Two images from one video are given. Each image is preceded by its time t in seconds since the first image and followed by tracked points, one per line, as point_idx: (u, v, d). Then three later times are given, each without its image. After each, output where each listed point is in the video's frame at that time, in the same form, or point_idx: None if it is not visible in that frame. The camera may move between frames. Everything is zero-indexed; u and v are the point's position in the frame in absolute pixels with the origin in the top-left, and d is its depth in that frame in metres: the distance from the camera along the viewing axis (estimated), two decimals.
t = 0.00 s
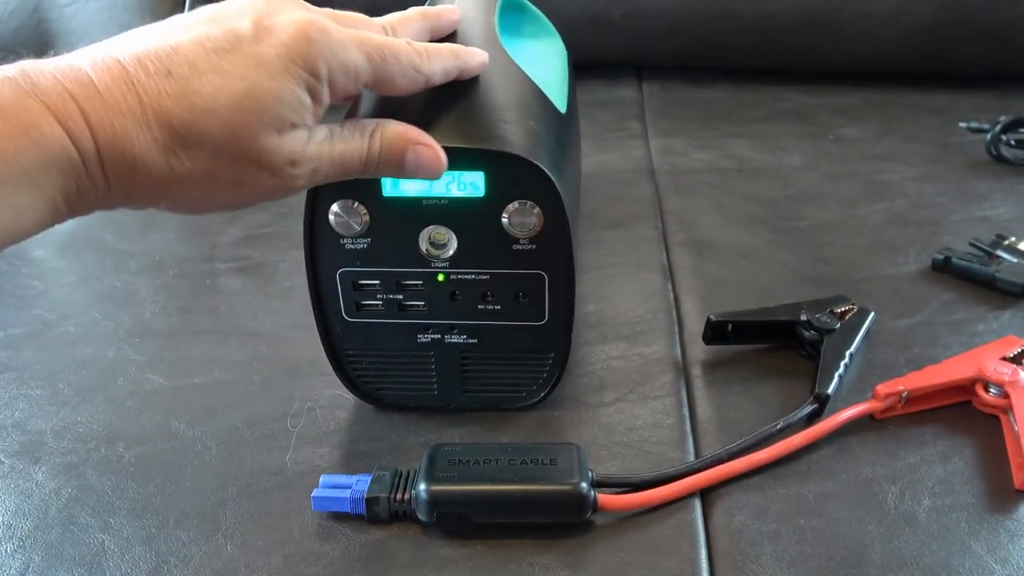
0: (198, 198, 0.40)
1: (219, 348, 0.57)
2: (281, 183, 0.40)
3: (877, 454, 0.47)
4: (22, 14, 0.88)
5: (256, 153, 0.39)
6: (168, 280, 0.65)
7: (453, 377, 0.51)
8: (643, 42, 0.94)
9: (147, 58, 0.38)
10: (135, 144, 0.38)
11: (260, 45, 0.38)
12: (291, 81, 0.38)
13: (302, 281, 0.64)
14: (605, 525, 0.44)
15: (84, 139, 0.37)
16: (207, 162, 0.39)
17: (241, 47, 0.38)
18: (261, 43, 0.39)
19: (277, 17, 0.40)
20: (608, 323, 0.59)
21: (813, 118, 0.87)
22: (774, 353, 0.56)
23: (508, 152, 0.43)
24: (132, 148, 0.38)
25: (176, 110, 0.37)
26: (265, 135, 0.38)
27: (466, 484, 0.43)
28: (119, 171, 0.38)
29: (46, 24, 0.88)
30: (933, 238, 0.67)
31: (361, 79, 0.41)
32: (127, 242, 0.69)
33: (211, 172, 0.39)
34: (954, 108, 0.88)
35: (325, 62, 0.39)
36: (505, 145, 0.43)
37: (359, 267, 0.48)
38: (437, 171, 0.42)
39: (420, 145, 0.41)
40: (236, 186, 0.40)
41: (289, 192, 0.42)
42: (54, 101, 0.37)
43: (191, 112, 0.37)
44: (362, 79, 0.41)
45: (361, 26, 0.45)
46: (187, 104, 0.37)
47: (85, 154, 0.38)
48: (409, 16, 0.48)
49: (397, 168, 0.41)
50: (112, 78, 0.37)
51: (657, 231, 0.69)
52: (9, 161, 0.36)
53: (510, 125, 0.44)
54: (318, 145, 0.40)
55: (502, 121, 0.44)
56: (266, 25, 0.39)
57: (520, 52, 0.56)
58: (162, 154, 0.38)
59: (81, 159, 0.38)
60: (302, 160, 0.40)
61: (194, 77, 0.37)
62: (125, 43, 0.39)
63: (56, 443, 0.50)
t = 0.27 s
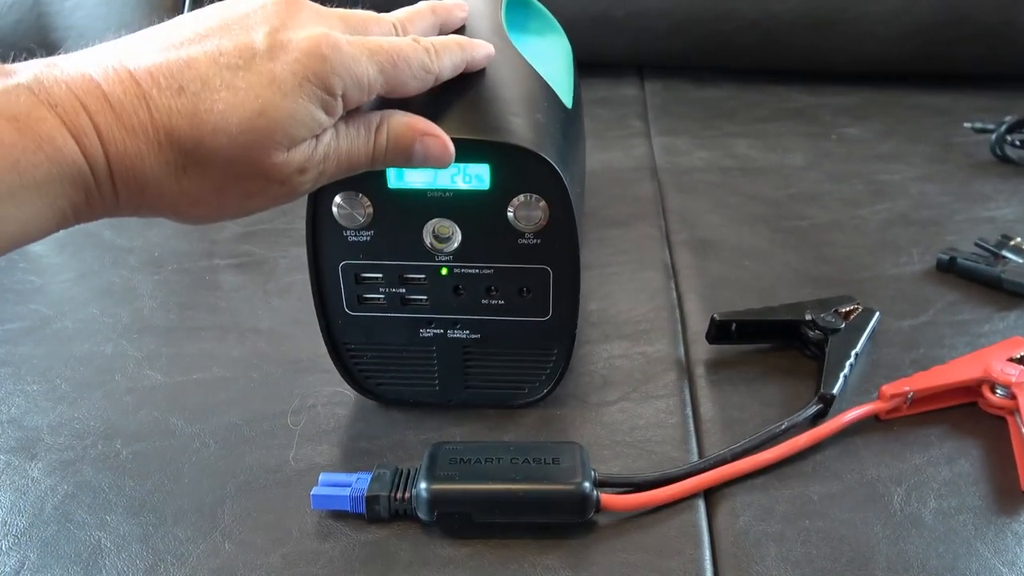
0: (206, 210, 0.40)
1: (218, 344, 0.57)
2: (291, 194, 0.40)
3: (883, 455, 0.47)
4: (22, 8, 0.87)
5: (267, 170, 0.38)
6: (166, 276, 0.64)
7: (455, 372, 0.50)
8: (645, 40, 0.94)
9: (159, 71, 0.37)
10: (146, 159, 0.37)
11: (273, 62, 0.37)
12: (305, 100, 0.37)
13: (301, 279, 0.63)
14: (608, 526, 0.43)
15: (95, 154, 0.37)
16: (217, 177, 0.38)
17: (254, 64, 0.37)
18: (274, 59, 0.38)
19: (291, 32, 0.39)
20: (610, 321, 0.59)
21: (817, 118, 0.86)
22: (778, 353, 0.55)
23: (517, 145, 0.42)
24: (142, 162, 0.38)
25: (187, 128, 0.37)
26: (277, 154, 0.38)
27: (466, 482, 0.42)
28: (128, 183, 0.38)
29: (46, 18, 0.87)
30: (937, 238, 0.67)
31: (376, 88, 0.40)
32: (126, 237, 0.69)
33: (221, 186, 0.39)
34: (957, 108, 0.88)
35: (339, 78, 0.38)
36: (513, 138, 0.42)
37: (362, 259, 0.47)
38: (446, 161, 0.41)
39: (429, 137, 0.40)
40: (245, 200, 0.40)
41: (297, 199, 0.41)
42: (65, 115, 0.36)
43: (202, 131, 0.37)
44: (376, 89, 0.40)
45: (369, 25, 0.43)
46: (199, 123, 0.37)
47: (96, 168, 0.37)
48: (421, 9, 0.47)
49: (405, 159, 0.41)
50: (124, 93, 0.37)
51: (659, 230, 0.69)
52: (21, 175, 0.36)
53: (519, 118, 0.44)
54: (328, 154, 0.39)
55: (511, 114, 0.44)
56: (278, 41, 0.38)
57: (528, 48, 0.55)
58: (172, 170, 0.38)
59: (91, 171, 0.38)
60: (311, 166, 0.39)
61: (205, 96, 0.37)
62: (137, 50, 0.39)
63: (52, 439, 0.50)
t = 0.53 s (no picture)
0: (209, 198, 0.40)
1: (212, 344, 0.57)
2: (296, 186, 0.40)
3: (876, 456, 0.47)
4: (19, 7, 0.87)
5: (276, 162, 0.38)
6: (161, 275, 0.64)
7: (454, 368, 0.51)
8: (643, 40, 0.94)
9: (171, 57, 0.37)
10: (154, 145, 0.37)
11: (288, 55, 0.37)
12: (318, 95, 0.37)
13: (297, 278, 0.63)
14: (601, 527, 0.43)
15: (104, 137, 0.36)
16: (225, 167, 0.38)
17: (269, 57, 0.37)
18: (290, 53, 0.37)
19: (307, 25, 0.38)
20: (605, 322, 0.59)
21: (814, 118, 0.86)
22: (773, 354, 0.55)
23: (519, 140, 0.42)
24: (150, 148, 0.37)
25: (198, 116, 0.36)
26: (288, 146, 0.38)
27: (458, 483, 0.42)
28: (134, 168, 0.38)
29: (42, 17, 0.87)
30: (933, 239, 0.67)
31: (387, 84, 0.40)
32: (121, 237, 0.69)
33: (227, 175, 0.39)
34: (955, 109, 0.88)
35: (354, 74, 0.38)
36: (515, 132, 0.43)
37: (363, 253, 0.47)
38: (452, 155, 0.41)
39: (435, 133, 0.40)
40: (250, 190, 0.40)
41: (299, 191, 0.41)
42: (74, 96, 0.35)
43: (214, 120, 0.36)
44: (388, 86, 0.40)
45: (381, 17, 0.43)
46: (211, 112, 0.36)
47: (103, 151, 0.37)
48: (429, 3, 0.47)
49: (410, 155, 0.41)
50: (136, 76, 0.36)
51: (655, 230, 0.69)
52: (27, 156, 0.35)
53: (522, 114, 0.44)
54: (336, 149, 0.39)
55: (513, 110, 0.44)
56: (290, 37, 0.38)
57: (529, 46, 0.55)
58: (180, 157, 0.37)
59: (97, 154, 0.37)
60: (317, 159, 0.39)
61: (219, 85, 0.36)
62: (146, 33, 0.38)
63: (46, 439, 0.50)
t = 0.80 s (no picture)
0: (217, 192, 0.40)
1: (210, 342, 0.57)
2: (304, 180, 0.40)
3: (873, 452, 0.47)
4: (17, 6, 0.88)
5: (284, 155, 0.38)
6: (160, 273, 0.64)
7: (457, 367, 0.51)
8: (641, 39, 0.94)
9: (178, 53, 0.37)
10: (163, 139, 0.37)
11: (295, 48, 0.37)
12: (326, 88, 0.37)
13: (296, 276, 0.63)
14: (598, 523, 0.44)
15: (113, 133, 0.36)
16: (233, 160, 0.38)
17: (276, 50, 0.37)
18: (296, 46, 0.37)
19: (313, 19, 0.38)
20: (603, 320, 0.59)
21: (813, 117, 0.87)
22: (770, 351, 0.55)
23: (524, 141, 0.42)
24: (158, 142, 0.37)
25: (207, 110, 0.36)
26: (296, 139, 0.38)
27: (455, 479, 0.42)
28: (143, 163, 0.38)
29: (40, 15, 0.87)
30: (930, 237, 0.67)
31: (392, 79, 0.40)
32: (119, 235, 0.69)
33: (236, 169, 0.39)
34: (952, 107, 0.88)
35: (359, 67, 0.38)
36: (521, 133, 0.43)
37: (367, 253, 0.47)
38: (458, 157, 0.41)
39: (440, 134, 0.40)
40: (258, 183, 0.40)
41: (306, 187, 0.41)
42: (83, 92, 0.36)
43: (223, 113, 0.36)
44: (394, 82, 0.40)
45: (386, 15, 0.43)
46: (220, 106, 0.36)
47: (112, 148, 0.37)
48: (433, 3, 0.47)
49: (418, 155, 0.41)
50: (145, 72, 0.36)
51: (654, 228, 0.69)
52: (35, 152, 0.35)
53: (525, 115, 0.44)
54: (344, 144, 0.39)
55: (517, 110, 0.44)
56: (297, 31, 0.38)
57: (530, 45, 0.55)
58: (189, 151, 0.38)
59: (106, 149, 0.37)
60: (325, 156, 0.39)
61: (227, 78, 0.37)
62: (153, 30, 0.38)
63: (45, 436, 0.50)
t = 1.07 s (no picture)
0: (202, 193, 0.39)
1: (211, 335, 0.57)
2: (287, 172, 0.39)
3: (872, 449, 0.47)
4: None
5: (258, 141, 0.37)
6: (160, 267, 0.64)
7: (454, 366, 0.51)
8: (642, 37, 0.94)
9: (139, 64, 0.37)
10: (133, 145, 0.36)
11: (251, 40, 0.37)
12: (284, 70, 0.37)
13: (296, 271, 0.63)
14: (597, 518, 0.44)
15: (82, 147, 0.36)
16: (209, 155, 0.37)
17: (232, 44, 0.37)
18: (251, 38, 0.37)
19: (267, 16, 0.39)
20: (603, 316, 0.59)
21: (813, 116, 0.87)
22: (770, 348, 0.55)
23: (514, 140, 0.43)
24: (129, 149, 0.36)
25: (171, 108, 0.36)
26: (265, 124, 0.37)
27: (456, 473, 0.42)
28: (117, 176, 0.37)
29: (42, 8, 0.87)
30: (930, 235, 0.67)
31: (354, 66, 0.40)
32: (120, 228, 0.69)
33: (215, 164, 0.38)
34: (953, 107, 0.88)
35: (316, 50, 0.38)
36: (510, 132, 0.43)
37: (360, 255, 0.47)
38: (439, 150, 0.40)
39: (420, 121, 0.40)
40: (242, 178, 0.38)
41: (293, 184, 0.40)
42: (49, 113, 0.36)
43: (187, 107, 0.36)
44: (357, 67, 0.40)
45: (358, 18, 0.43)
46: (182, 100, 0.36)
47: (84, 161, 0.36)
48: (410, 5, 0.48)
49: (398, 150, 0.40)
50: (107, 84, 0.36)
51: (654, 225, 0.69)
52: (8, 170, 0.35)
53: (515, 113, 0.44)
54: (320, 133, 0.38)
55: (507, 108, 0.44)
56: (251, 25, 0.38)
57: (522, 41, 0.55)
58: (162, 153, 0.37)
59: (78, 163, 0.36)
60: (302, 150, 0.38)
61: (186, 73, 0.36)
62: (120, 55, 0.39)
63: (45, 428, 0.50)
